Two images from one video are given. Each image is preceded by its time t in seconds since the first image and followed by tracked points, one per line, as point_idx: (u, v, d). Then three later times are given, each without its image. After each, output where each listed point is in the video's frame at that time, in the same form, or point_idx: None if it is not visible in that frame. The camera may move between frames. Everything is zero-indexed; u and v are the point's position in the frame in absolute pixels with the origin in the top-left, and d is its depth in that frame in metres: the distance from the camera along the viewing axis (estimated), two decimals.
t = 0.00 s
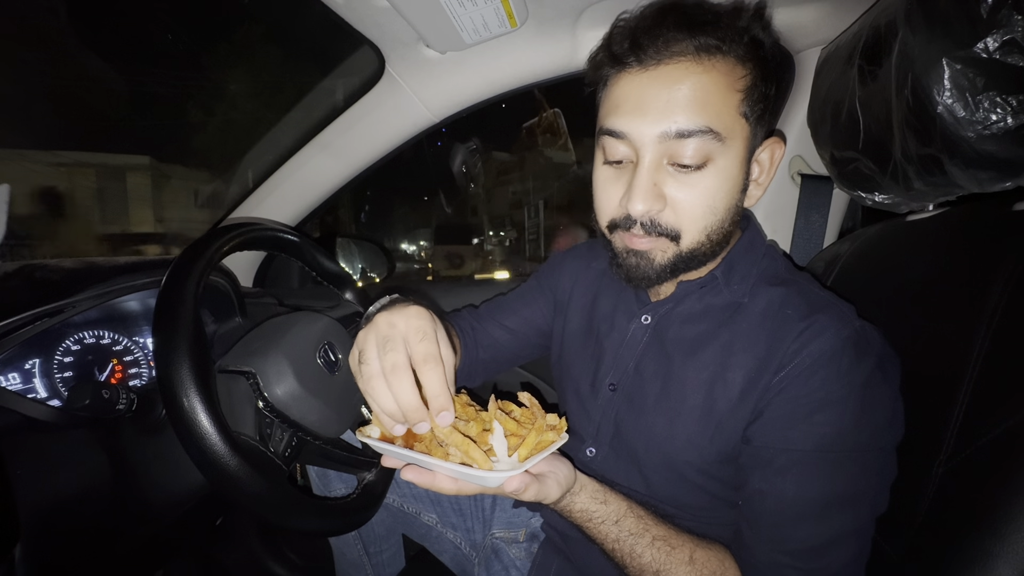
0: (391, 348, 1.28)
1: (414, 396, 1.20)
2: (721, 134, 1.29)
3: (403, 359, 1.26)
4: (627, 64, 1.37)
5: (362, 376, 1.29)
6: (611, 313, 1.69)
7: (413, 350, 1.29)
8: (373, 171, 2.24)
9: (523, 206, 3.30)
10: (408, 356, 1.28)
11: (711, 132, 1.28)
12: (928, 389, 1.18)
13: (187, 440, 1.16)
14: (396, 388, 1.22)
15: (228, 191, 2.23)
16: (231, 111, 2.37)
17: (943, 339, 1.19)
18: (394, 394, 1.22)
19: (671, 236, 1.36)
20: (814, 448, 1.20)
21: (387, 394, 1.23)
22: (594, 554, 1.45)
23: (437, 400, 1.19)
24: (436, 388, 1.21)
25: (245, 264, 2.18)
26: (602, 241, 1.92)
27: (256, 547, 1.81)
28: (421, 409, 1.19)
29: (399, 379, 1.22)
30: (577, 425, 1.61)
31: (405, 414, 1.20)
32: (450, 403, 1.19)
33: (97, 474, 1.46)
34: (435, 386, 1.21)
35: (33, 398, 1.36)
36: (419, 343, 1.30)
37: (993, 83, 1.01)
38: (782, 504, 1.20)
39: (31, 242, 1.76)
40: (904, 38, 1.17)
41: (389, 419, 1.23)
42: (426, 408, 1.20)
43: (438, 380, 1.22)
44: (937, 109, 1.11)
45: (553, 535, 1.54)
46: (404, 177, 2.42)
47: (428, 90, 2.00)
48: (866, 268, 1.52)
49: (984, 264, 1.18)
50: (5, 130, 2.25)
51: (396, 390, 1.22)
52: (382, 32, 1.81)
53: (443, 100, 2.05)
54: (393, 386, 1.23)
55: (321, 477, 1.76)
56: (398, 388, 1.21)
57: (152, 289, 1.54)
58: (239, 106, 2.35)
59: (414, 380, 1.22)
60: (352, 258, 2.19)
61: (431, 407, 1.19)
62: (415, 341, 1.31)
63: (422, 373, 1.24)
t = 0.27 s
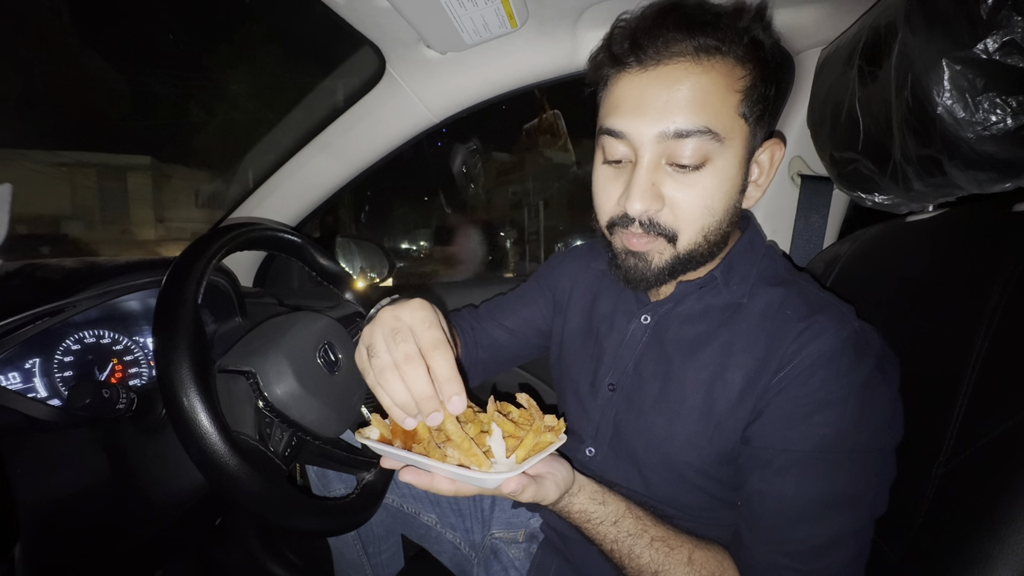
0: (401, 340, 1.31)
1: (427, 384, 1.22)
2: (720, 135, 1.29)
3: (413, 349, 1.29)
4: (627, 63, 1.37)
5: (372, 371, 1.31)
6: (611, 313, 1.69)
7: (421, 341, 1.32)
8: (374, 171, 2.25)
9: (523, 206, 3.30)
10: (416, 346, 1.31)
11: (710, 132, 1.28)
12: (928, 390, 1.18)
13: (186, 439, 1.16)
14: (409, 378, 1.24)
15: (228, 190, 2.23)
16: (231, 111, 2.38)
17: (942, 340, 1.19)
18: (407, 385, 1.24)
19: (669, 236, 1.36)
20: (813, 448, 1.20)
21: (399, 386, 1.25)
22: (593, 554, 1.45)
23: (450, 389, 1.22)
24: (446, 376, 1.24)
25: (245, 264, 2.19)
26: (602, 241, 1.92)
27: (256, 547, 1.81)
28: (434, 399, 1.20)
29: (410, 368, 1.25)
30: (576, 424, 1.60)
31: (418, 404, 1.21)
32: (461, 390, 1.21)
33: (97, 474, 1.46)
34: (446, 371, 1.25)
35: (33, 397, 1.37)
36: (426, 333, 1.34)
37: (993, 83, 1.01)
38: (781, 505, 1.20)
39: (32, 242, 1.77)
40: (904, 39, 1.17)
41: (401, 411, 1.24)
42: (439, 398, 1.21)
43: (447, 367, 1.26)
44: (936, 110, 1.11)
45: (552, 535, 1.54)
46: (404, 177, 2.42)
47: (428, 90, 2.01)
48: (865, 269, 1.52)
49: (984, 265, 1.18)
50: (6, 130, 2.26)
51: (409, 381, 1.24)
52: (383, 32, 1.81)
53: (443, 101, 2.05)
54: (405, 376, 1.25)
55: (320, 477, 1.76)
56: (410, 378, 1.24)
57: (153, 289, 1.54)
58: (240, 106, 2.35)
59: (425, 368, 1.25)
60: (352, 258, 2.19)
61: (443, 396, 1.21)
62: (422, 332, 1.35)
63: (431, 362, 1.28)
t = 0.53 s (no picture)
0: (425, 331, 1.33)
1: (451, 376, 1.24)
2: (721, 133, 1.30)
3: (437, 341, 1.31)
4: (630, 61, 1.38)
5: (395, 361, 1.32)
6: (612, 312, 1.69)
7: (443, 333, 1.34)
8: (375, 171, 2.25)
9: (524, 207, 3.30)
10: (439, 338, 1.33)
11: (711, 130, 1.28)
12: (928, 391, 1.18)
13: (187, 438, 1.16)
14: (434, 369, 1.26)
15: (229, 190, 2.22)
16: (233, 111, 2.38)
17: (943, 341, 1.19)
18: (431, 375, 1.26)
19: (669, 234, 1.36)
20: (814, 449, 1.20)
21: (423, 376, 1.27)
22: (593, 555, 1.44)
23: (474, 380, 1.24)
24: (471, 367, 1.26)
25: (246, 264, 2.19)
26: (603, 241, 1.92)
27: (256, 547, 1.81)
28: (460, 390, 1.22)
29: (435, 360, 1.27)
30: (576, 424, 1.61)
31: (443, 395, 1.23)
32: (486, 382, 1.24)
33: (98, 473, 1.46)
34: (471, 364, 1.27)
35: (34, 397, 1.36)
36: (449, 326, 1.35)
37: (994, 84, 1.01)
38: (781, 506, 1.20)
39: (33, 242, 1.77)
40: (905, 39, 1.17)
41: (423, 402, 1.25)
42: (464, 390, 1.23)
43: (472, 359, 1.28)
44: (937, 111, 1.11)
45: (552, 535, 1.54)
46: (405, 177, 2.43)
47: (429, 90, 2.01)
48: (865, 270, 1.52)
49: (984, 266, 1.18)
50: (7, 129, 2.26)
51: (435, 372, 1.26)
52: (384, 32, 1.81)
53: (444, 101, 2.06)
54: (430, 367, 1.27)
55: (320, 476, 1.77)
56: (435, 369, 1.26)
57: (153, 288, 1.55)
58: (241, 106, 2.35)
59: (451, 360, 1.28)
60: (353, 258, 2.20)
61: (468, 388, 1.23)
62: (444, 324, 1.36)
63: (455, 355, 1.29)
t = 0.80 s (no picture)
0: (398, 335, 1.32)
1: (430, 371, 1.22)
2: (720, 129, 1.30)
3: (411, 342, 1.29)
4: (630, 59, 1.38)
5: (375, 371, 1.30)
6: (613, 312, 1.69)
7: (417, 333, 1.32)
8: (375, 171, 2.25)
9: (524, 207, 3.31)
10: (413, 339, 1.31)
11: (710, 126, 1.29)
12: (929, 390, 1.18)
13: (188, 437, 1.16)
14: (412, 369, 1.24)
15: (229, 191, 2.22)
16: (233, 111, 2.38)
17: (944, 340, 1.19)
18: (410, 377, 1.23)
19: (668, 231, 1.36)
20: (815, 447, 1.20)
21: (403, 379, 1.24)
22: (594, 555, 1.44)
23: (454, 370, 1.21)
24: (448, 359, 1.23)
25: (247, 264, 2.19)
26: (604, 241, 1.92)
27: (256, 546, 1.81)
28: (441, 383, 1.19)
29: (411, 360, 1.24)
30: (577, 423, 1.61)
31: (426, 393, 1.20)
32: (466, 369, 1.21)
33: (98, 473, 1.46)
34: (448, 355, 1.24)
35: (34, 396, 1.36)
36: (421, 325, 1.34)
37: (995, 84, 1.01)
38: (783, 505, 1.20)
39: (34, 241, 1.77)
40: (905, 40, 1.17)
41: (410, 404, 1.23)
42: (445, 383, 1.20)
43: (448, 350, 1.25)
44: (938, 111, 1.12)
45: (553, 534, 1.54)
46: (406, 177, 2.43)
47: (429, 90, 2.01)
48: (866, 270, 1.52)
49: (985, 265, 1.18)
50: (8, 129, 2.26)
51: (413, 372, 1.24)
52: (385, 32, 1.81)
53: (444, 101, 2.06)
54: (408, 368, 1.24)
55: (321, 476, 1.77)
56: (413, 369, 1.23)
57: (154, 288, 1.55)
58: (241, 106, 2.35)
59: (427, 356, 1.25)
60: (353, 257, 2.20)
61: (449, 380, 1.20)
62: (417, 324, 1.35)
63: (430, 351, 1.27)
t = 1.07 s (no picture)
0: (364, 317, 1.36)
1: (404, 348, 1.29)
2: (711, 125, 1.30)
3: (378, 321, 1.33)
4: (622, 58, 1.39)
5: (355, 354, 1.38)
6: (612, 312, 1.69)
7: (381, 309, 1.36)
8: (375, 171, 2.25)
9: (525, 207, 3.31)
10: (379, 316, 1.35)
11: (701, 122, 1.29)
12: (930, 390, 1.18)
13: (188, 436, 1.16)
14: (387, 348, 1.30)
15: (229, 191, 2.21)
16: (233, 111, 2.38)
17: (945, 340, 1.19)
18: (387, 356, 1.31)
19: (662, 227, 1.36)
20: (816, 448, 1.20)
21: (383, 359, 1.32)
22: (595, 554, 1.44)
23: (424, 341, 1.29)
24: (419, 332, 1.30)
25: (248, 264, 2.19)
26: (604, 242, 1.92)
27: (257, 545, 1.81)
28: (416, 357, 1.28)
29: (383, 340, 1.30)
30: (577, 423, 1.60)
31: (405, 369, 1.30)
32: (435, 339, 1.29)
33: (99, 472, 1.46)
34: (417, 328, 1.31)
35: (35, 395, 1.36)
36: (383, 301, 1.37)
37: (995, 85, 1.01)
38: (784, 505, 1.20)
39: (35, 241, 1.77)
40: (906, 40, 1.17)
41: (394, 381, 1.32)
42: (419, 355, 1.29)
43: (416, 322, 1.32)
44: (938, 111, 1.12)
45: (553, 534, 1.54)
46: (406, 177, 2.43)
47: (430, 90, 2.01)
48: (867, 270, 1.52)
49: (986, 266, 1.18)
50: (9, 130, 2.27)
51: (387, 352, 1.31)
52: (385, 32, 1.81)
53: (445, 101, 2.06)
54: (383, 349, 1.31)
55: (321, 476, 1.77)
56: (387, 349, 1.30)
57: (154, 286, 1.55)
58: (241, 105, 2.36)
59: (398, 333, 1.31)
60: (354, 257, 2.21)
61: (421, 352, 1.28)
62: (380, 301, 1.38)
63: (399, 326, 1.33)
